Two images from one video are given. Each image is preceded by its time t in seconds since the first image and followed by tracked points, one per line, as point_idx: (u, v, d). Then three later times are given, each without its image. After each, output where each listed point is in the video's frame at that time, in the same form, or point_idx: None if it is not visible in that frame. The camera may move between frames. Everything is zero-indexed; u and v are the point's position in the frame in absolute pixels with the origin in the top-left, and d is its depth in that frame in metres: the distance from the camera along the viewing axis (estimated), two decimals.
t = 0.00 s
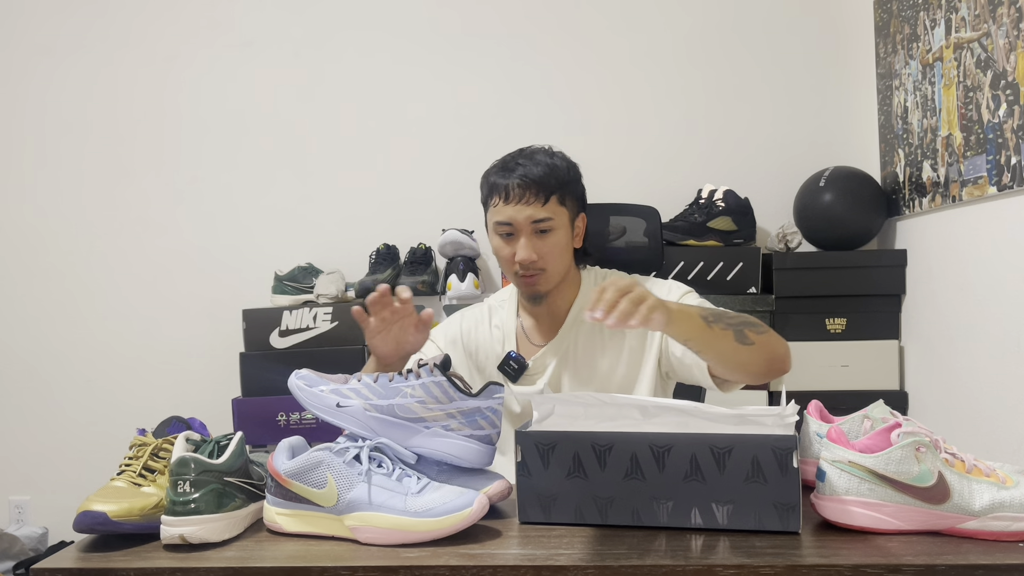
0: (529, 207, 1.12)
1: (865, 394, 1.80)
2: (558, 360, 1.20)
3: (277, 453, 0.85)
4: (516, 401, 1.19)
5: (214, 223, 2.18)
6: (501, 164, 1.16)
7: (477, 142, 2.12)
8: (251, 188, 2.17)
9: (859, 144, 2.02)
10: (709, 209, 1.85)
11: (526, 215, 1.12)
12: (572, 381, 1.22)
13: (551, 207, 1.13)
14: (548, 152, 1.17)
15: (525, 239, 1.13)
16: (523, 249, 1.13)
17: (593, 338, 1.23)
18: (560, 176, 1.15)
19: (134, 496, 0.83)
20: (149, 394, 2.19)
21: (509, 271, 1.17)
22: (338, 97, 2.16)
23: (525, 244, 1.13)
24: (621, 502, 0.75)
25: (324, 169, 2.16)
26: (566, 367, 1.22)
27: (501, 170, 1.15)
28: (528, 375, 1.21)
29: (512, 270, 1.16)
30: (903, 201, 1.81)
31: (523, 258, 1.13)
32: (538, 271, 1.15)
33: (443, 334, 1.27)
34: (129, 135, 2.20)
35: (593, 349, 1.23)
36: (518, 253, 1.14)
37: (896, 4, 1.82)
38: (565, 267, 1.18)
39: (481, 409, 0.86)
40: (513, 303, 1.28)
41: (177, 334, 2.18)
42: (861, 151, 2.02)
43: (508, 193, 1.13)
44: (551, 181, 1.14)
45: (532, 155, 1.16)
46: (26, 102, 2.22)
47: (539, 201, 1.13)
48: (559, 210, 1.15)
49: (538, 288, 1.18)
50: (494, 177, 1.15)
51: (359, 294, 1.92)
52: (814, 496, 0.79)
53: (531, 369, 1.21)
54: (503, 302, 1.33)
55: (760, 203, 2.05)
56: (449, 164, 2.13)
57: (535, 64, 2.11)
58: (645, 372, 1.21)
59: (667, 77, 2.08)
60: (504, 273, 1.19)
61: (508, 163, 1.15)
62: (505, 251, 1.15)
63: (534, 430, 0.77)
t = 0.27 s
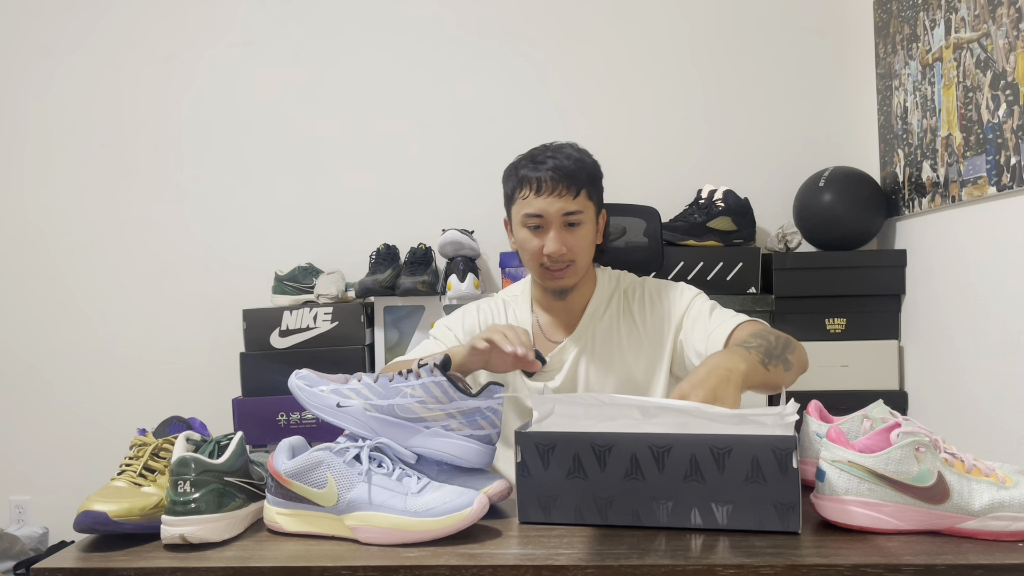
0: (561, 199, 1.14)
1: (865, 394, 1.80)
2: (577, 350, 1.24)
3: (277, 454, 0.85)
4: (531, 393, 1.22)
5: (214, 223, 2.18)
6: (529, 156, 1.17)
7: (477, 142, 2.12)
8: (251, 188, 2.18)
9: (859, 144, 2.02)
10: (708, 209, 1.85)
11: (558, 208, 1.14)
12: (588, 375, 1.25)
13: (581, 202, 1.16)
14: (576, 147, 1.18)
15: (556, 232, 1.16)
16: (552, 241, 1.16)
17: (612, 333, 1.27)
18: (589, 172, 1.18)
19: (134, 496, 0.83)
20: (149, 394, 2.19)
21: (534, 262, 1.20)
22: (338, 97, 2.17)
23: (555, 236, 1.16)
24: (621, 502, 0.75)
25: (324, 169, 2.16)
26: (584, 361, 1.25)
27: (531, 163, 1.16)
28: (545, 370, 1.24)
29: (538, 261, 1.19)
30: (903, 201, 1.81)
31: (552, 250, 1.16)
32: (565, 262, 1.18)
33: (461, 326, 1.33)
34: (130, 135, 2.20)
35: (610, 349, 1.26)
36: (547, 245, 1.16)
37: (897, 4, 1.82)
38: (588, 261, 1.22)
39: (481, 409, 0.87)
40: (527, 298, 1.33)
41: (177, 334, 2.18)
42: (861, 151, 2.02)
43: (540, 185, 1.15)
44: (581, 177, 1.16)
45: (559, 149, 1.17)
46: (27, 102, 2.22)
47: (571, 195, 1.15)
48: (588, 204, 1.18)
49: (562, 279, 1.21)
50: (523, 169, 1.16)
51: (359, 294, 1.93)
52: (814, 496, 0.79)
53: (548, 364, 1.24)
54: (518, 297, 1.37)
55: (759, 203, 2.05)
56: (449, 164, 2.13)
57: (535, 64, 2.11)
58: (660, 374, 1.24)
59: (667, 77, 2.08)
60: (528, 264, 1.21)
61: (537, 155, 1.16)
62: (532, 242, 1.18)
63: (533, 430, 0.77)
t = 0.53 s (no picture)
0: (581, 197, 1.16)
1: (865, 394, 1.80)
2: (596, 346, 1.29)
3: (277, 453, 0.85)
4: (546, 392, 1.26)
5: (214, 223, 2.18)
6: (551, 154, 1.18)
7: (477, 142, 2.12)
8: (251, 188, 2.18)
9: (859, 143, 2.02)
10: (709, 209, 1.85)
11: (579, 207, 1.16)
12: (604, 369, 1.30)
13: (601, 201, 1.17)
14: (597, 146, 1.20)
15: (574, 231, 1.17)
16: (570, 240, 1.17)
17: (628, 331, 1.33)
18: (609, 172, 1.19)
19: (134, 496, 0.83)
20: (149, 394, 2.19)
21: (551, 259, 1.21)
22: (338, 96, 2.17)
23: (573, 235, 1.17)
24: (616, 501, 0.75)
25: (324, 169, 2.16)
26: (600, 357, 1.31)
27: (553, 160, 1.18)
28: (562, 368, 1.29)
29: (555, 258, 1.20)
30: (903, 201, 1.81)
31: (570, 248, 1.17)
32: (581, 261, 1.19)
33: (479, 321, 1.32)
34: (130, 135, 2.20)
35: (625, 346, 1.33)
36: (565, 243, 1.17)
37: (897, 4, 1.82)
38: (605, 259, 1.23)
39: (481, 409, 0.87)
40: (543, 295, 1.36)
41: (178, 334, 2.18)
42: (861, 151, 2.02)
43: (561, 182, 1.16)
44: (601, 176, 1.17)
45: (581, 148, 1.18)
46: (26, 102, 2.22)
47: (591, 193, 1.16)
48: (608, 203, 1.19)
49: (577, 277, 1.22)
50: (544, 167, 1.18)
51: (359, 294, 1.93)
52: (814, 497, 0.79)
53: (565, 359, 1.29)
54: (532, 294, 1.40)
55: (759, 203, 2.05)
56: (449, 164, 2.13)
57: (535, 63, 2.11)
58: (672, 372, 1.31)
59: (667, 77, 2.08)
60: (544, 261, 1.22)
61: (558, 153, 1.18)
62: (551, 240, 1.19)
63: (527, 428, 0.78)
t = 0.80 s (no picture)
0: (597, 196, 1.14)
1: (865, 394, 1.80)
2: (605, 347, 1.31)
3: (277, 453, 0.85)
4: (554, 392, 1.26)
5: (214, 223, 2.18)
6: (565, 151, 1.17)
7: (478, 142, 2.12)
8: (251, 188, 2.17)
9: (859, 143, 2.02)
10: (708, 209, 1.85)
11: (594, 206, 1.14)
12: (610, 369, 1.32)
13: (616, 201, 1.16)
14: (612, 144, 1.18)
15: (589, 231, 1.15)
16: (586, 240, 1.15)
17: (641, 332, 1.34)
18: (624, 170, 1.17)
19: (134, 496, 0.83)
20: (149, 394, 2.19)
21: (565, 258, 1.19)
22: (338, 96, 2.17)
23: (588, 235, 1.15)
24: (605, 503, 0.76)
25: (324, 169, 2.16)
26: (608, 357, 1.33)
27: (567, 157, 1.16)
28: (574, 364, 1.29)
29: (569, 258, 1.19)
30: (903, 201, 1.81)
31: (585, 248, 1.16)
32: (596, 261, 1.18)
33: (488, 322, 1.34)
34: (129, 135, 2.20)
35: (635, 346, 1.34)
36: (580, 243, 1.16)
37: (896, 4, 1.82)
38: (619, 260, 1.22)
39: (481, 409, 0.87)
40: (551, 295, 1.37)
41: (177, 334, 2.18)
42: (861, 152, 2.02)
43: (576, 180, 1.15)
44: (616, 175, 1.16)
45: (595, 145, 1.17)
46: (26, 102, 2.22)
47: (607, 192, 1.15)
48: (622, 204, 1.18)
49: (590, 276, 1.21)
50: (558, 164, 1.17)
51: (359, 294, 1.93)
52: (814, 497, 0.79)
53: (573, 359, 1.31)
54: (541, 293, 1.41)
55: (759, 203, 2.05)
56: (449, 164, 2.13)
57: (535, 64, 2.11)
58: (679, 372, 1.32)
59: (667, 77, 2.08)
60: (557, 260, 1.21)
61: (572, 151, 1.16)
62: (565, 240, 1.17)
63: (519, 430, 0.78)
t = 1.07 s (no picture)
0: (602, 197, 1.16)
1: (865, 394, 1.80)
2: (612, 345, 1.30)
3: (277, 453, 0.85)
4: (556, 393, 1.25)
5: (215, 222, 2.18)
6: (569, 151, 1.18)
7: (478, 142, 2.12)
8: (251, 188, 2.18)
9: (859, 143, 2.02)
10: (708, 209, 1.85)
11: (599, 207, 1.15)
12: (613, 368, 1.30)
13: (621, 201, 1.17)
14: (617, 144, 1.19)
15: (595, 231, 1.16)
16: (592, 241, 1.17)
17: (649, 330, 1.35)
18: (628, 170, 1.19)
19: (134, 496, 0.83)
20: (149, 394, 2.19)
21: (570, 259, 1.21)
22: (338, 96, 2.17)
23: (595, 236, 1.17)
24: (616, 503, 0.75)
25: (324, 169, 2.16)
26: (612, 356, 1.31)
27: (572, 157, 1.18)
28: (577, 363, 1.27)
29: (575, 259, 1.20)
30: (903, 201, 1.81)
31: (591, 249, 1.17)
32: (601, 262, 1.20)
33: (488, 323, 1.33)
34: (129, 135, 2.20)
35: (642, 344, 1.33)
36: (587, 244, 1.17)
37: (896, 4, 1.82)
38: (624, 260, 1.23)
39: (481, 409, 0.87)
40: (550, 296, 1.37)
41: (177, 333, 2.18)
42: (861, 152, 2.02)
43: (581, 180, 1.16)
44: (620, 175, 1.17)
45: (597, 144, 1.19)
46: (26, 102, 2.22)
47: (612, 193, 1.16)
48: (627, 204, 1.19)
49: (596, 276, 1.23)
50: (563, 164, 1.18)
51: (359, 294, 1.93)
52: (814, 497, 0.79)
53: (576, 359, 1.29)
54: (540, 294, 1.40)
55: (759, 203, 2.05)
56: (449, 164, 2.13)
57: (535, 63, 2.11)
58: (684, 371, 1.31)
59: (667, 76, 2.08)
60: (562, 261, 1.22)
61: (577, 151, 1.18)
62: (571, 240, 1.19)
63: (531, 430, 0.77)
